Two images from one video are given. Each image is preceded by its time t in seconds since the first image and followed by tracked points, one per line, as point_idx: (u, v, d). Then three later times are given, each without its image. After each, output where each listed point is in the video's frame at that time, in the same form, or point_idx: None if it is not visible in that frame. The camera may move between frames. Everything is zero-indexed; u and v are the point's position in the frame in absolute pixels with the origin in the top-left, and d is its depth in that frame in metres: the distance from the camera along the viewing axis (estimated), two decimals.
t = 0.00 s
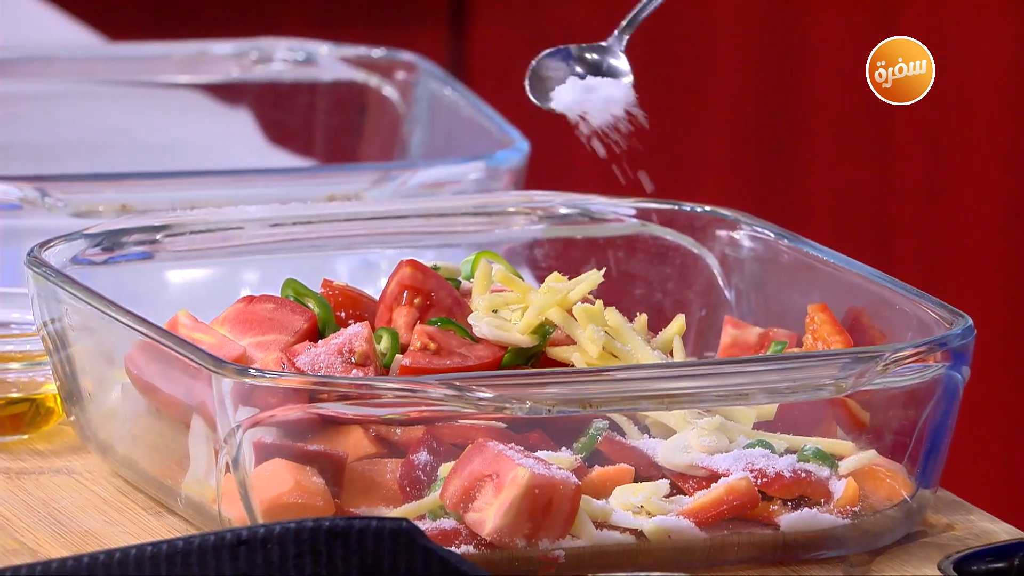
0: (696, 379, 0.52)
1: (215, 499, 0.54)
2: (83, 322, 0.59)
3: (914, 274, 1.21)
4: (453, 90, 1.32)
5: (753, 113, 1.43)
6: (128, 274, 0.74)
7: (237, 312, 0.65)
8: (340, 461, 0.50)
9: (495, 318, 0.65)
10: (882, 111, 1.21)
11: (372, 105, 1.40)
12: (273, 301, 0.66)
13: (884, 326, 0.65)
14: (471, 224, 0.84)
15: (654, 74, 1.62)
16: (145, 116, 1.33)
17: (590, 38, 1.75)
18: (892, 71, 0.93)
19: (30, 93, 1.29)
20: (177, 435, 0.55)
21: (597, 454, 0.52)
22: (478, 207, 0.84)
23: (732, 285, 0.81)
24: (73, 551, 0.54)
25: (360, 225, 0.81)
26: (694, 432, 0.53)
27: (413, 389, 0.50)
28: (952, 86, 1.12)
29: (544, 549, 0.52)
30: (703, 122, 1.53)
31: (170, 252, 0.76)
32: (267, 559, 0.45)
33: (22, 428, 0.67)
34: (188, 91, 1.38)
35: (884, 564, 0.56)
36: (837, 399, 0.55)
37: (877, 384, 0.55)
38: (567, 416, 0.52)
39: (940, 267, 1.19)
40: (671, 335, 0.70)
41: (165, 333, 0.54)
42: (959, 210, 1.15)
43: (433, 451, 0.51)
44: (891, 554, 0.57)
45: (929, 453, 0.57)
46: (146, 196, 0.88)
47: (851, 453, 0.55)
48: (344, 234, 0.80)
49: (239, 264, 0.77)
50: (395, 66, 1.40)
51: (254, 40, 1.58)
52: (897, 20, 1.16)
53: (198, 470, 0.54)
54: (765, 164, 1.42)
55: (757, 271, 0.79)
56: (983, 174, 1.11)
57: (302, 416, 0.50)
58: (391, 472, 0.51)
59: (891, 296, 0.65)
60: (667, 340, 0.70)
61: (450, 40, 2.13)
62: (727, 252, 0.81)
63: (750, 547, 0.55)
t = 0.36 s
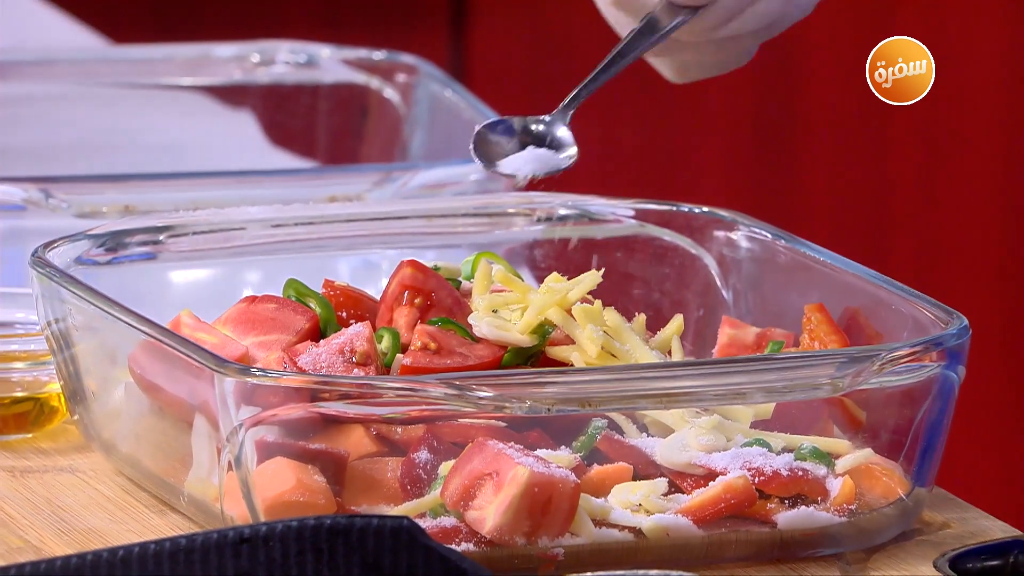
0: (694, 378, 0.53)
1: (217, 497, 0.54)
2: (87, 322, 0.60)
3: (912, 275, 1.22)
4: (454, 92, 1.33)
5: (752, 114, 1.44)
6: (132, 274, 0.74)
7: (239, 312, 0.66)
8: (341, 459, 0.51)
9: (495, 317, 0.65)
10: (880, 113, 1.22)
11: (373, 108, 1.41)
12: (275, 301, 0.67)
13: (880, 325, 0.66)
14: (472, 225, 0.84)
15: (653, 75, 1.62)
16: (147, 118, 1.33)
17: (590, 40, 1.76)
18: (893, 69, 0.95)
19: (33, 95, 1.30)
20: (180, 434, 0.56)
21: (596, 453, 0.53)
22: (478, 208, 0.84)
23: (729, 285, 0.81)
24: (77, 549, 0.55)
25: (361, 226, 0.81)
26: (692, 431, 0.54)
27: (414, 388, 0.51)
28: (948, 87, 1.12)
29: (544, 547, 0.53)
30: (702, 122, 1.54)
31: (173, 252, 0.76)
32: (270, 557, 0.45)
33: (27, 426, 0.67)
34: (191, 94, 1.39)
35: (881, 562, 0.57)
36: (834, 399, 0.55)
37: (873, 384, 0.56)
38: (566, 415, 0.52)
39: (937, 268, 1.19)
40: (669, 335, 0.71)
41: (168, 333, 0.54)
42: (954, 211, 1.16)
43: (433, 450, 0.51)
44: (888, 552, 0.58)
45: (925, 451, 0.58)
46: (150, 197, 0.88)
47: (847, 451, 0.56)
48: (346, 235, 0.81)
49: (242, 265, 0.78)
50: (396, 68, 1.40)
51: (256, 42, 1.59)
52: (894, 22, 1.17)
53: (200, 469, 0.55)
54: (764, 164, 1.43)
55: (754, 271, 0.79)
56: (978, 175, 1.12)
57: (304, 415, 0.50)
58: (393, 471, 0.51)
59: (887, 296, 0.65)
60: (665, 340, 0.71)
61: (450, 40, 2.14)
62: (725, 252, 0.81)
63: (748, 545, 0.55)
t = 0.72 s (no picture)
0: (692, 378, 0.53)
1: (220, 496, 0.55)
2: (91, 322, 0.61)
3: (909, 274, 1.22)
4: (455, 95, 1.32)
5: (750, 114, 1.45)
6: (135, 275, 0.75)
7: (243, 312, 0.66)
8: (342, 458, 0.51)
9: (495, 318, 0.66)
10: (878, 113, 1.22)
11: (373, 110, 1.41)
12: (277, 301, 0.67)
13: (876, 325, 0.66)
14: (472, 226, 0.84)
15: (653, 74, 1.63)
16: (149, 119, 1.33)
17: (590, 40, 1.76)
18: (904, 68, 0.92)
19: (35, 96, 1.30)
20: (183, 433, 0.56)
21: (596, 451, 0.53)
22: (478, 209, 0.85)
23: (727, 286, 0.82)
24: (81, 547, 0.55)
25: (362, 227, 0.82)
26: (690, 430, 0.54)
27: (414, 387, 0.51)
28: (947, 88, 1.12)
29: (543, 545, 0.53)
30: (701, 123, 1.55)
31: (176, 253, 0.77)
32: (272, 555, 0.46)
33: (32, 425, 0.68)
34: (195, 97, 1.38)
35: (877, 560, 0.57)
36: (831, 398, 0.56)
37: (870, 383, 0.56)
38: (566, 414, 0.53)
39: (934, 267, 1.19)
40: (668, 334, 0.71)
41: (171, 333, 0.55)
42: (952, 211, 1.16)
43: (434, 449, 0.52)
44: (885, 550, 0.58)
45: (921, 450, 0.59)
46: (152, 198, 0.89)
47: (844, 450, 0.56)
48: (347, 235, 0.82)
49: (244, 266, 0.78)
50: (398, 71, 1.40)
51: (258, 44, 1.59)
52: (893, 23, 1.17)
53: (203, 467, 0.55)
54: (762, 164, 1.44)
55: (752, 271, 0.80)
56: (977, 176, 1.12)
57: (305, 415, 0.51)
58: (394, 470, 0.52)
59: (883, 296, 0.66)
60: (663, 339, 0.71)
61: (450, 42, 2.14)
62: (722, 253, 0.82)
63: (745, 543, 0.56)
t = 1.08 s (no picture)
0: (689, 377, 0.54)
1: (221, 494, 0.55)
2: (93, 322, 0.61)
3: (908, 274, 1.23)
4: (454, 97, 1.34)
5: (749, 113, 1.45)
6: (137, 276, 0.75)
7: (244, 312, 0.67)
8: (342, 456, 0.52)
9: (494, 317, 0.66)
10: (877, 113, 1.22)
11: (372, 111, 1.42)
12: (277, 301, 0.67)
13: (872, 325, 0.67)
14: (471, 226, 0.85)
15: (652, 75, 1.63)
16: (150, 120, 1.34)
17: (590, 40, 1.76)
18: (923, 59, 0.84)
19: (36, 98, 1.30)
20: (185, 432, 0.57)
21: (593, 450, 0.53)
22: (477, 210, 0.85)
23: (724, 286, 0.82)
24: (83, 545, 0.56)
25: (362, 227, 0.82)
26: (688, 428, 0.55)
27: (414, 385, 0.52)
28: (945, 89, 1.13)
29: (541, 542, 0.54)
30: (700, 123, 1.55)
31: (178, 253, 0.77)
32: (273, 553, 0.46)
33: (34, 424, 0.68)
34: (195, 98, 1.38)
35: (872, 557, 0.58)
36: (826, 397, 0.56)
37: (865, 382, 0.57)
38: (564, 413, 0.53)
39: (932, 268, 1.20)
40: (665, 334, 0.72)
41: (172, 332, 0.56)
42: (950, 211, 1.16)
43: (433, 447, 0.53)
44: (880, 547, 0.59)
45: (916, 449, 0.59)
46: (153, 198, 0.89)
47: (839, 448, 0.57)
48: (346, 235, 0.82)
49: (244, 266, 0.79)
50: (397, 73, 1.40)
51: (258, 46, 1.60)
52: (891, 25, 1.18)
53: (204, 466, 0.56)
54: (761, 164, 1.44)
55: (748, 271, 0.80)
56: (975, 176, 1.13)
57: (305, 413, 0.51)
58: (394, 467, 0.52)
59: (878, 297, 0.66)
60: (660, 339, 0.72)
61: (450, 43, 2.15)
62: (719, 253, 0.82)
63: (742, 541, 0.57)
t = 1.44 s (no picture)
0: (686, 377, 0.54)
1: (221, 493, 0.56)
2: (95, 321, 0.61)
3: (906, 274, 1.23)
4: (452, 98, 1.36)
5: (778, 123, 1.53)
6: (137, 276, 0.75)
7: (244, 312, 0.68)
8: (342, 455, 0.52)
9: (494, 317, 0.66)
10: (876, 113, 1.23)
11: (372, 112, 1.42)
12: (278, 301, 0.68)
13: (868, 325, 0.67)
14: (470, 227, 0.85)
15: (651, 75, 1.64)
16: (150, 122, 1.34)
17: (619, 53, 1.85)
18: (892, 69, 0.77)
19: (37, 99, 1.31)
20: (186, 432, 0.57)
21: (591, 449, 0.54)
22: (476, 210, 0.86)
23: (721, 286, 0.83)
24: (84, 543, 0.56)
25: (361, 227, 0.83)
26: (685, 428, 0.55)
27: (412, 385, 0.52)
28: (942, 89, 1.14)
29: (540, 541, 0.54)
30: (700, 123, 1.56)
31: (178, 253, 0.77)
32: (272, 551, 0.47)
33: (34, 424, 0.69)
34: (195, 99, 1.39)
35: (868, 556, 0.58)
36: (823, 396, 0.57)
37: (861, 381, 0.57)
38: (563, 413, 0.54)
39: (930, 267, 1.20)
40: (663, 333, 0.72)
41: (172, 332, 0.56)
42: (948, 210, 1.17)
43: (432, 447, 0.53)
44: (876, 546, 0.59)
45: (912, 448, 0.60)
46: (154, 199, 0.90)
47: (836, 447, 0.57)
48: (346, 236, 0.82)
49: (244, 266, 0.79)
50: (396, 74, 1.41)
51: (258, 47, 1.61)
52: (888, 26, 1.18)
53: (204, 465, 0.56)
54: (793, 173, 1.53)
55: (745, 272, 0.81)
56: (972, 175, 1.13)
57: (304, 413, 0.52)
58: (393, 467, 0.53)
59: (875, 296, 0.67)
60: (658, 338, 0.72)
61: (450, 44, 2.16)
62: (716, 254, 0.83)
63: (739, 540, 0.57)
